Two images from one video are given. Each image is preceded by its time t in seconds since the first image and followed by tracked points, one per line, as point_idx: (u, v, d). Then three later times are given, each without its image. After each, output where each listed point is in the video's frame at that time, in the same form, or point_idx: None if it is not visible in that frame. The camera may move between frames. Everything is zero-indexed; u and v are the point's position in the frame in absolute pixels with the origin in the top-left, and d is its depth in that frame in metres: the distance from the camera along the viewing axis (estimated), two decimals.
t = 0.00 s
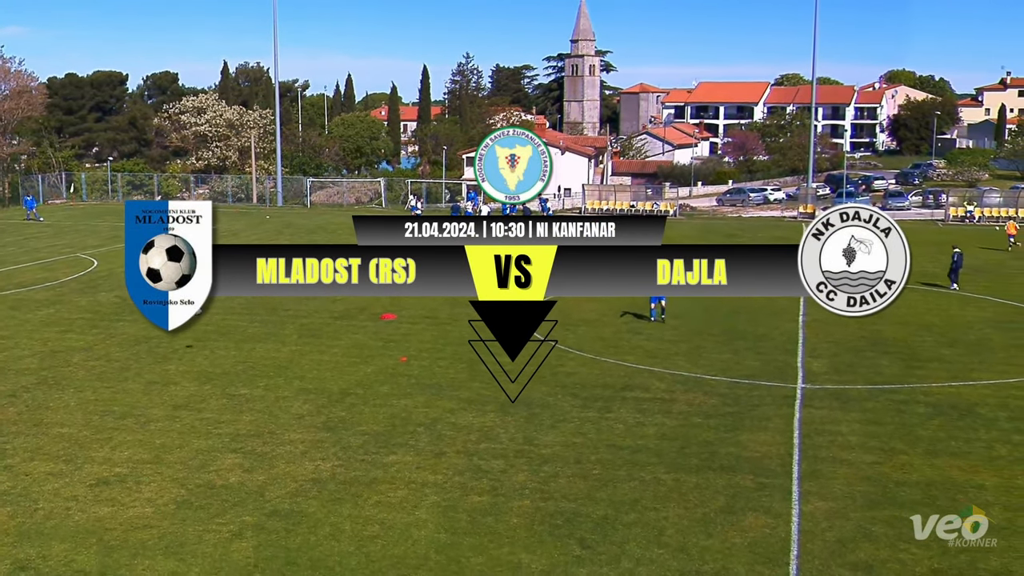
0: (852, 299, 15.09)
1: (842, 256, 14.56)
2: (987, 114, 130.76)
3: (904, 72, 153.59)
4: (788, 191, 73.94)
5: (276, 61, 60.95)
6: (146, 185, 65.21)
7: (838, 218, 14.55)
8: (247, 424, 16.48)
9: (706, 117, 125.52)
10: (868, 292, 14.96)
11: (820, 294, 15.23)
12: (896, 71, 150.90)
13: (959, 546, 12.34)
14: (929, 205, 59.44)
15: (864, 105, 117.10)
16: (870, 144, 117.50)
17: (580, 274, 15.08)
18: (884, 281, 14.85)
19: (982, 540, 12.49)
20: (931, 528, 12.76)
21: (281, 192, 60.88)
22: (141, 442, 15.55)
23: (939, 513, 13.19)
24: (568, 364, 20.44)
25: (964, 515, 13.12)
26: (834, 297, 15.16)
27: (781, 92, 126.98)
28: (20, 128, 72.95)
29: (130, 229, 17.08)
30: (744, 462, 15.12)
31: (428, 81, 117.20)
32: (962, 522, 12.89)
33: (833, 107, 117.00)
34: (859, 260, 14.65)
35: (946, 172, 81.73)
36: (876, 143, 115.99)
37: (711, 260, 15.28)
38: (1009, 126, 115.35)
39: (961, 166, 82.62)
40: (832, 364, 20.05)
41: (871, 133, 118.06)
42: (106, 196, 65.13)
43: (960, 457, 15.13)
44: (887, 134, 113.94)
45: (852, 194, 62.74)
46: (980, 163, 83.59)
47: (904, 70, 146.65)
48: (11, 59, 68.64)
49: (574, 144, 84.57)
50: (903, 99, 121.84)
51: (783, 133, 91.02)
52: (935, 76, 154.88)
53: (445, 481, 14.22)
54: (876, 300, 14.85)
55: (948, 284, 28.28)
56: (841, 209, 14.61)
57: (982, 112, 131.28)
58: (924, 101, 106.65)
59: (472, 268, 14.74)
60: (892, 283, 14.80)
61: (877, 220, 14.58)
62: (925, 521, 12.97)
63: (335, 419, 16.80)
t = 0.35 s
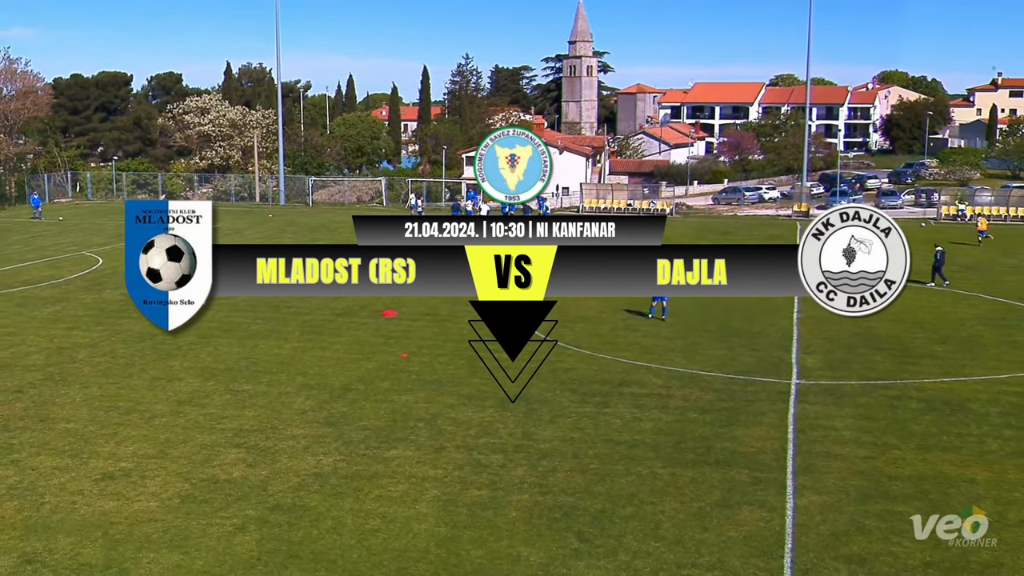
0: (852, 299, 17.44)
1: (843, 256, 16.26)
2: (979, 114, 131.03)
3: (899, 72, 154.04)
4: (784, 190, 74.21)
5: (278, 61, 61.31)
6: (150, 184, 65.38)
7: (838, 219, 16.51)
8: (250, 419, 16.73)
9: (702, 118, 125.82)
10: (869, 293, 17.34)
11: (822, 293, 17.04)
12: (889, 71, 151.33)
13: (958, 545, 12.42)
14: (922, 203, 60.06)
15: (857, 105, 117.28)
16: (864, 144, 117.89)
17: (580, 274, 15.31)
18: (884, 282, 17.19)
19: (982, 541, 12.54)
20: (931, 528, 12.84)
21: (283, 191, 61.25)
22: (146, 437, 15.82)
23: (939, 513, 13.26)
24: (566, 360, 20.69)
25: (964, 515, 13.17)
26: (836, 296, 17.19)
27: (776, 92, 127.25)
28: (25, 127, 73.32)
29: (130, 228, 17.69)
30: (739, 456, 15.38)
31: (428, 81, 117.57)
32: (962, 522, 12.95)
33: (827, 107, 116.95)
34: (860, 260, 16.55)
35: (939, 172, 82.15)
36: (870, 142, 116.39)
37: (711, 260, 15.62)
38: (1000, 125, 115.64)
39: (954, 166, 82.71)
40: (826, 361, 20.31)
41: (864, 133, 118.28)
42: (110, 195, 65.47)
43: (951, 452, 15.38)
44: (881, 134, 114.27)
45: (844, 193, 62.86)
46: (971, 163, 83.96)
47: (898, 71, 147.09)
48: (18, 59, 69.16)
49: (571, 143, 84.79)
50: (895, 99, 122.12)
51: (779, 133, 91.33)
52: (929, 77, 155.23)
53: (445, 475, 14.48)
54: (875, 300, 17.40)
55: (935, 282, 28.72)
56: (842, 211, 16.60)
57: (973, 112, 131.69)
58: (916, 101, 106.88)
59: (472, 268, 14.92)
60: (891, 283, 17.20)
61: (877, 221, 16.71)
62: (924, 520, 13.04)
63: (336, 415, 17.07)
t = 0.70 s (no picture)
0: (851, 299, 17.44)
1: (842, 256, 16.34)
2: (979, 114, 131.01)
3: (899, 72, 154.02)
4: (784, 189, 74.24)
5: (279, 61, 61.46)
6: (152, 184, 65.51)
7: (838, 218, 16.60)
8: (251, 418, 16.78)
9: (702, 117, 125.89)
10: (868, 292, 17.40)
11: (822, 293, 17.07)
12: (889, 72, 151.36)
13: (958, 545, 12.45)
14: (921, 203, 60.24)
15: (857, 105, 117.28)
16: (864, 144, 117.83)
17: (580, 274, 15.28)
18: (884, 282, 17.28)
19: (982, 540, 12.57)
20: (931, 528, 12.86)
21: (284, 190, 61.31)
22: (148, 435, 15.87)
23: (939, 512, 13.28)
24: (566, 360, 20.72)
25: (963, 515, 13.20)
26: (835, 296, 17.22)
27: (776, 92, 127.23)
28: (28, 127, 73.43)
29: (131, 228, 17.74)
30: (739, 455, 15.43)
31: (429, 81, 117.71)
32: (961, 522, 12.98)
33: (828, 107, 116.92)
34: (860, 259, 16.68)
35: (939, 171, 82.30)
36: (870, 142, 116.42)
37: (711, 260, 15.70)
38: (1000, 125, 115.59)
39: (954, 165, 82.82)
40: (826, 360, 20.36)
41: (864, 133, 118.18)
42: (112, 195, 65.60)
43: (951, 451, 15.43)
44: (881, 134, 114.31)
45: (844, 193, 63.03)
46: (971, 162, 83.85)
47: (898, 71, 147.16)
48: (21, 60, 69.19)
49: (571, 143, 84.78)
50: (895, 100, 122.12)
51: (779, 133, 91.09)
52: (928, 76, 155.13)
53: (446, 474, 14.54)
54: (875, 299, 17.36)
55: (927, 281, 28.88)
56: (841, 211, 16.70)
57: (973, 112, 131.65)
58: (916, 101, 106.89)
59: (472, 268, 15.04)
60: (890, 283, 17.28)
61: (877, 221, 16.84)
62: (924, 520, 13.07)
63: (338, 414, 17.12)
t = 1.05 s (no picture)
0: (852, 299, 17.32)
1: (842, 256, 16.23)
2: (981, 114, 130.77)
3: (900, 72, 153.82)
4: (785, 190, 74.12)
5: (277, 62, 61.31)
6: (149, 184, 65.41)
7: (838, 218, 16.40)
8: (249, 420, 16.68)
9: (703, 117, 125.84)
10: (868, 292, 17.28)
11: (822, 293, 16.96)
12: (890, 72, 151.29)
13: (959, 546, 12.39)
14: (924, 203, 59.94)
15: (858, 105, 117.15)
16: (866, 144, 117.65)
17: (580, 275, 15.19)
18: (884, 281, 17.15)
19: (982, 540, 12.53)
20: (932, 528, 12.83)
21: (282, 191, 61.18)
22: (146, 437, 15.77)
23: (939, 513, 13.23)
24: (566, 361, 20.63)
25: (963, 515, 13.18)
26: (835, 296, 17.13)
27: (777, 92, 127.11)
28: (26, 128, 73.22)
29: (130, 228, 17.62)
30: (740, 457, 15.34)
31: (428, 81, 117.49)
32: (961, 522, 12.95)
33: (829, 107, 117.10)
34: (860, 259, 16.54)
35: (940, 171, 82.42)
36: (871, 142, 116.25)
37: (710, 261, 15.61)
38: (1002, 125, 115.38)
39: (955, 165, 82.96)
40: (827, 361, 20.27)
41: (865, 133, 118.38)
42: (110, 195, 65.42)
43: (953, 453, 15.33)
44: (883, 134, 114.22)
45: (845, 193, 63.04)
46: (974, 162, 83.72)
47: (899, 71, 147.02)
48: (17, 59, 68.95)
49: (572, 143, 84.65)
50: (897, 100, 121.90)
51: (780, 133, 90.81)
52: (930, 76, 154.93)
53: (445, 476, 14.44)
54: (875, 299, 17.23)
55: (919, 280, 28.92)
56: (841, 211, 16.50)
57: (975, 112, 131.44)
58: (918, 100, 106.74)
59: (472, 268, 14.97)
60: (890, 283, 17.14)
61: (877, 221, 16.63)
62: (924, 521, 13.03)
63: (336, 416, 17.02)
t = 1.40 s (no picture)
0: (852, 300, 13.36)
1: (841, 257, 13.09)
2: (992, 114, 130.24)
3: (909, 72, 153.26)
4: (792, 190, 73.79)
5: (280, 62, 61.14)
6: (149, 184, 65.31)
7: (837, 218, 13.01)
8: (251, 424, 16.49)
9: (710, 117, 125.65)
10: (868, 291, 13.26)
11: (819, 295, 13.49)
12: (899, 71, 150.87)
13: (959, 546, 12.34)
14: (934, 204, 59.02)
15: (868, 105, 116.78)
16: (875, 144, 117.21)
17: (578, 273, 13.92)
18: (885, 281, 13.18)
19: (981, 540, 12.48)
20: (932, 528, 12.76)
21: (285, 192, 60.99)
22: (146, 441, 15.58)
23: (939, 513, 13.18)
24: (571, 364, 20.43)
25: (962, 514, 13.12)
26: (833, 298, 13.44)
27: (786, 92, 127.01)
28: (27, 128, 73.10)
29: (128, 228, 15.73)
30: (748, 462, 15.11)
31: (431, 81, 117.25)
32: (960, 522, 12.90)
33: (837, 107, 116.75)
34: (859, 259, 13.13)
35: (951, 172, 82.49)
36: (881, 143, 115.78)
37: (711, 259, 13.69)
38: (1013, 126, 114.90)
39: (966, 165, 82.77)
40: (835, 364, 20.03)
41: (875, 133, 117.60)
42: (110, 196, 65.35)
43: (963, 458, 15.10)
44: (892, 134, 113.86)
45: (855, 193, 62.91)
46: (986, 163, 83.03)
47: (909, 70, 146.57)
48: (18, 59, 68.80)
49: (578, 144, 84.31)
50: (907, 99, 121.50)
51: (789, 133, 92.72)
52: (939, 76, 154.37)
53: (449, 481, 14.24)
54: (877, 300, 13.15)
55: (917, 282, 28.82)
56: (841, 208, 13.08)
57: (986, 112, 130.92)
58: (928, 100, 106.76)
59: (472, 268, 14.22)
60: (894, 282, 13.12)
61: (878, 219, 12.95)
62: (923, 520, 12.97)
63: (339, 419, 16.82)
